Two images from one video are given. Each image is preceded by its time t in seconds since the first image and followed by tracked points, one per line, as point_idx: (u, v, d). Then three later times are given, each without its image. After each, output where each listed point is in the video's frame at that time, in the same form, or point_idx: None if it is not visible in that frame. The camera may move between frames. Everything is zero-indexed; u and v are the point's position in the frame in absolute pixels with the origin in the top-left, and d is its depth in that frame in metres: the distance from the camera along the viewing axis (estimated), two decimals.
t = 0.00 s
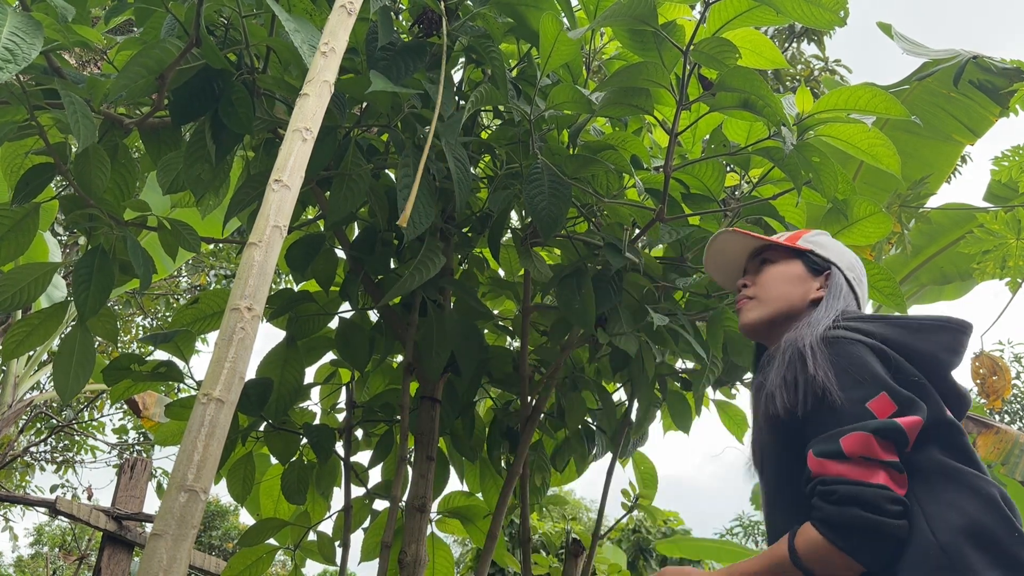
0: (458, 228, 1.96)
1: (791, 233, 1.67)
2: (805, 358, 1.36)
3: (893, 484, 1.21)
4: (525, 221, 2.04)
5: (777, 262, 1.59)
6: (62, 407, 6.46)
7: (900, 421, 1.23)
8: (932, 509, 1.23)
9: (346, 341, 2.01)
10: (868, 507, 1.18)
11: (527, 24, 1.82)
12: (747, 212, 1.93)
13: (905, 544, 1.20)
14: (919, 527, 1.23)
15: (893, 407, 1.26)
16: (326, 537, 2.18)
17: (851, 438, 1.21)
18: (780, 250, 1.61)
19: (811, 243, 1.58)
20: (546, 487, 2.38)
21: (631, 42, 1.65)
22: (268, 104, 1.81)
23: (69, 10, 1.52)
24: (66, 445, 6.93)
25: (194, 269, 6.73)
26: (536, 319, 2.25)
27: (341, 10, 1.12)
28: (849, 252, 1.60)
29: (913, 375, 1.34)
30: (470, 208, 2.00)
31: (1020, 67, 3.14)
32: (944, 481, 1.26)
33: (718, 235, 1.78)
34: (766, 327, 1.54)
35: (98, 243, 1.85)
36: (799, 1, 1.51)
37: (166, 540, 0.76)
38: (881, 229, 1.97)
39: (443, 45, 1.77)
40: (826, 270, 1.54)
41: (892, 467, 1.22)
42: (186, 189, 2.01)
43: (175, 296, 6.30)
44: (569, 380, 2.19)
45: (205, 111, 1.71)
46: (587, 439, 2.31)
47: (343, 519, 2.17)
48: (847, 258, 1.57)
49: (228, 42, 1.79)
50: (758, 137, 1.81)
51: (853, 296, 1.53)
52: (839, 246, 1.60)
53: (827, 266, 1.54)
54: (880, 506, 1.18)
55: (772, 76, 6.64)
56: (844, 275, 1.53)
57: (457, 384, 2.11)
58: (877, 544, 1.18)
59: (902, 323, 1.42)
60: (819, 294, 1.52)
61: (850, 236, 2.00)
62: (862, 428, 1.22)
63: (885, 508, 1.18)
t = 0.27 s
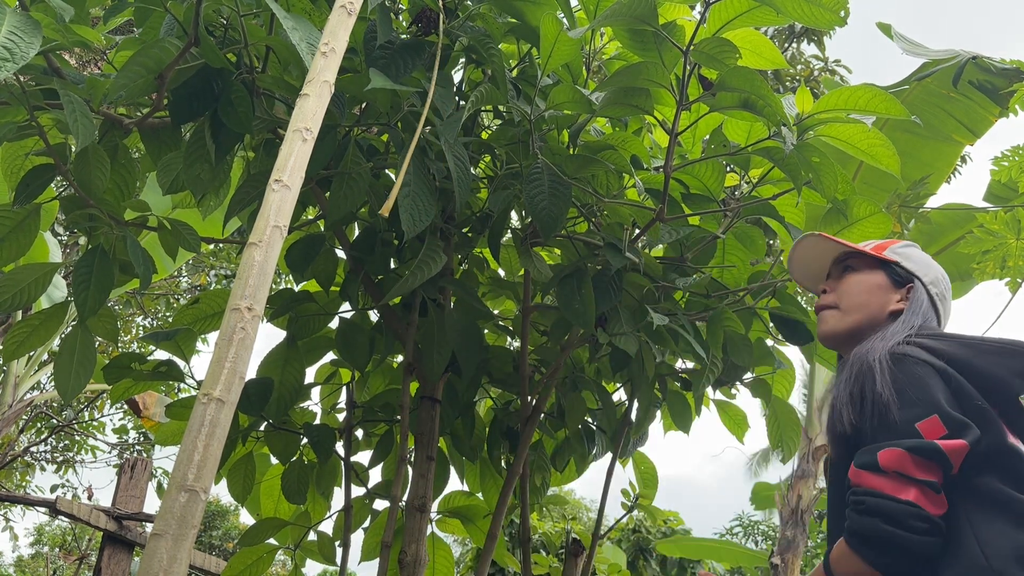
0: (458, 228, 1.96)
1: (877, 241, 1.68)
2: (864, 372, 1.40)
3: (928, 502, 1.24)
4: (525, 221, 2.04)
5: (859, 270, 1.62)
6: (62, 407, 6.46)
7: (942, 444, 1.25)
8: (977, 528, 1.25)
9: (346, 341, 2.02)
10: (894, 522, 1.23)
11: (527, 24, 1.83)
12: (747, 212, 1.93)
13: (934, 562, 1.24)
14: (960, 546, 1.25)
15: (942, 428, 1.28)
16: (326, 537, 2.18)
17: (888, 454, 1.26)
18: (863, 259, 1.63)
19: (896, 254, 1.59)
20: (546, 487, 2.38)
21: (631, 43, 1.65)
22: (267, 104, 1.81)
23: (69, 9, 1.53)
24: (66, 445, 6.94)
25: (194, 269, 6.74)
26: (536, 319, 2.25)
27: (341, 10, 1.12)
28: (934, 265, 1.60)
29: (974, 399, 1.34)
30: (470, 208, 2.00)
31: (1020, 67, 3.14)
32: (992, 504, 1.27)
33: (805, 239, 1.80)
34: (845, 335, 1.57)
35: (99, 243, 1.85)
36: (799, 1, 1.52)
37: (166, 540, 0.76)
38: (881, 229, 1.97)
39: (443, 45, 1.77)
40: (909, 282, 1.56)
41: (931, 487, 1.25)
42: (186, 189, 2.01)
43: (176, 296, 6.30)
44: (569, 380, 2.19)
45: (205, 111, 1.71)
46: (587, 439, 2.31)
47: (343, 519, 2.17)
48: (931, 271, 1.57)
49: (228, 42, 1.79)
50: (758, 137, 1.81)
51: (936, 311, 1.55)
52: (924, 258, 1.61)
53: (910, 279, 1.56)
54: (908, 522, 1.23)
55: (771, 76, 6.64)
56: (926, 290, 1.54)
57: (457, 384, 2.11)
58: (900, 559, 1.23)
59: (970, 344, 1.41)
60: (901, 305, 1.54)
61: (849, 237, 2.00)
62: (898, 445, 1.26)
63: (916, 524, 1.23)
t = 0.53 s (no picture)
0: (458, 228, 1.96)
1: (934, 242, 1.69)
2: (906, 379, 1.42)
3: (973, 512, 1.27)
4: (525, 221, 2.04)
5: (912, 275, 1.64)
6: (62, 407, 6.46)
7: (984, 454, 1.27)
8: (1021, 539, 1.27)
9: (346, 341, 2.01)
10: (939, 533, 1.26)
11: (527, 24, 1.83)
12: (747, 212, 1.93)
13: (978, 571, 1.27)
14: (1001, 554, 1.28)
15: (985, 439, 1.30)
16: (326, 537, 2.18)
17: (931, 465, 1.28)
18: (916, 263, 1.65)
19: (949, 256, 1.61)
20: (546, 487, 2.38)
21: (632, 43, 1.65)
22: (267, 104, 1.81)
23: (69, 9, 1.53)
24: (65, 445, 6.94)
25: (194, 269, 6.74)
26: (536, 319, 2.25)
27: (341, 10, 1.12)
28: (995, 263, 1.60)
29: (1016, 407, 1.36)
30: (470, 208, 2.00)
31: (1020, 67, 3.14)
32: None
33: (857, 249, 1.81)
34: (897, 340, 1.62)
35: (98, 243, 1.85)
36: (799, 1, 1.51)
37: (166, 540, 0.76)
38: (881, 229, 1.97)
39: (443, 45, 1.77)
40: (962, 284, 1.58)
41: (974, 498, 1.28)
42: (186, 189, 2.01)
43: (175, 296, 6.30)
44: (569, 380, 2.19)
45: (205, 111, 1.70)
46: (587, 439, 2.31)
47: (343, 519, 2.17)
48: (986, 270, 1.57)
49: (228, 41, 1.79)
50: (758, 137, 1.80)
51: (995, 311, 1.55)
52: (982, 257, 1.61)
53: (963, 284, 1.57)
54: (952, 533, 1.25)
55: (771, 76, 6.64)
56: (981, 290, 1.55)
57: (457, 384, 2.11)
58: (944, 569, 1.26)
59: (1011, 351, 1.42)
60: (952, 308, 1.57)
61: (850, 237, 2.00)
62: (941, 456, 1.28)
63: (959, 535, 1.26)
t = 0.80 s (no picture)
0: (458, 228, 1.96)
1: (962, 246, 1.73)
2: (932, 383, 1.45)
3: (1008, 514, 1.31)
4: (525, 221, 2.05)
5: (936, 282, 1.69)
6: (62, 407, 6.46)
7: (1013, 454, 1.31)
8: None
9: (346, 341, 2.02)
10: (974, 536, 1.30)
11: (527, 24, 1.83)
12: (747, 212, 1.93)
13: (1015, 570, 1.30)
14: None
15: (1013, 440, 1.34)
16: (326, 537, 2.18)
17: (964, 469, 1.33)
18: (939, 271, 1.70)
19: (967, 259, 1.65)
20: (545, 487, 2.38)
21: (631, 43, 1.65)
22: (268, 104, 1.81)
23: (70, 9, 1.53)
24: (65, 445, 6.94)
25: (194, 269, 6.74)
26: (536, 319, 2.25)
27: (341, 10, 1.12)
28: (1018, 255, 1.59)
29: None
30: (470, 208, 2.00)
31: (1020, 67, 3.14)
32: None
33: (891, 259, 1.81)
34: (926, 346, 1.67)
35: (99, 243, 1.85)
36: (799, 2, 1.51)
37: (166, 540, 0.76)
38: (881, 229, 1.97)
39: (443, 45, 1.78)
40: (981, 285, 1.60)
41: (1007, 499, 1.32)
42: (186, 189, 2.01)
43: (175, 296, 6.30)
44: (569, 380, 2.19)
45: (206, 111, 1.71)
46: (587, 439, 2.31)
47: (343, 519, 2.17)
48: (1007, 264, 1.57)
49: (228, 42, 1.80)
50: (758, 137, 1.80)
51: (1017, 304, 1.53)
52: (1005, 251, 1.61)
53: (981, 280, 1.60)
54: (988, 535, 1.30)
55: (771, 76, 6.65)
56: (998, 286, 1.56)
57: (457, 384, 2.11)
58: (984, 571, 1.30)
59: None
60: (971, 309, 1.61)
61: (850, 236, 1.99)
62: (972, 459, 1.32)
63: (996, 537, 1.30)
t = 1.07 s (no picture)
0: (458, 228, 1.96)
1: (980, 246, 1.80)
2: (944, 385, 1.56)
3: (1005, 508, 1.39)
4: (525, 221, 2.05)
5: (948, 283, 1.79)
6: (62, 407, 6.47)
7: (1011, 448, 1.40)
8: None
9: (346, 341, 2.02)
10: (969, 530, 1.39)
11: (527, 25, 1.83)
12: (747, 212, 1.93)
13: (1010, 559, 1.38)
14: None
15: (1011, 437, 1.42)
16: (326, 537, 2.18)
17: (960, 465, 1.42)
18: (951, 272, 1.79)
19: (977, 258, 1.74)
20: (545, 487, 2.38)
21: (631, 43, 1.65)
22: (268, 104, 1.81)
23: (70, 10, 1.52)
24: (65, 445, 6.94)
25: (194, 269, 6.74)
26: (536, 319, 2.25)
27: (341, 10, 1.12)
28: None
29: None
30: (470, 208, 2.00)
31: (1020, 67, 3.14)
32: None
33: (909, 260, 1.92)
34: (940, 346, 1.77)
35: (98, 243, 1.85)
36: (800, 2, 1.51)
37: (166, 540, 0.76)
38: (881, 229, 1.97)
39: (443, 45, 1.78)
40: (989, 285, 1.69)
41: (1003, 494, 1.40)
42: (186, 189, 2.01)
43: (175, 296, 6.30)
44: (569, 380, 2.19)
45: (206, 111, 1.71)
46: (587, 439, 2.31)
47: (343, 519, 2.17)
48: (1014, 263, 1.65)
49: (229, 42, 1.80)
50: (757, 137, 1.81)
51: None
52: (1013, 250, 1.69)
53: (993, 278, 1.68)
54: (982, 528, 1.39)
55: (772, 76, 6.65)
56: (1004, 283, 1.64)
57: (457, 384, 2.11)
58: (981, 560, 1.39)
59: None
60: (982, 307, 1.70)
61: (849, 236, 1.99)
62: (967, 454, 1.42)
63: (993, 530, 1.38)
